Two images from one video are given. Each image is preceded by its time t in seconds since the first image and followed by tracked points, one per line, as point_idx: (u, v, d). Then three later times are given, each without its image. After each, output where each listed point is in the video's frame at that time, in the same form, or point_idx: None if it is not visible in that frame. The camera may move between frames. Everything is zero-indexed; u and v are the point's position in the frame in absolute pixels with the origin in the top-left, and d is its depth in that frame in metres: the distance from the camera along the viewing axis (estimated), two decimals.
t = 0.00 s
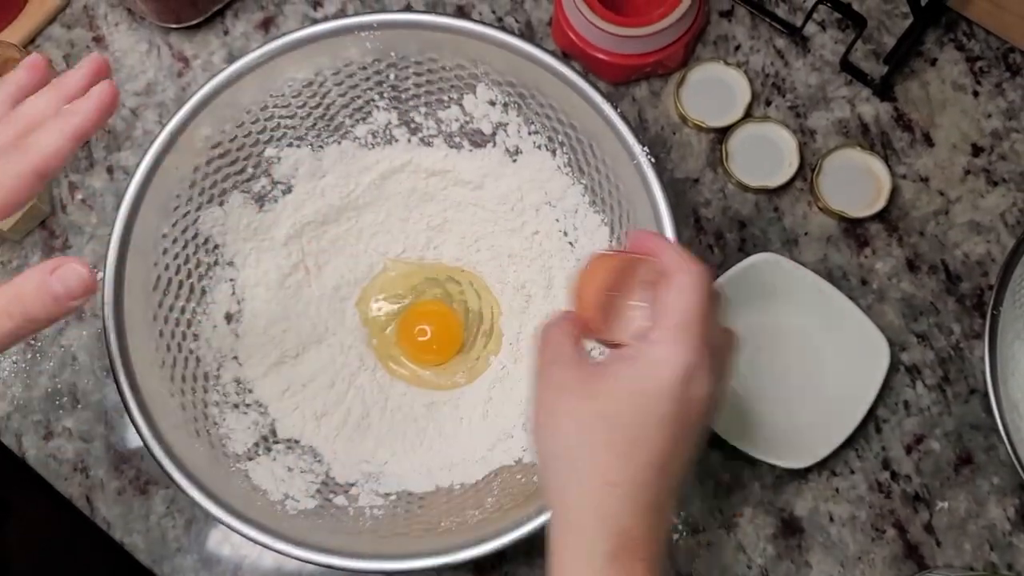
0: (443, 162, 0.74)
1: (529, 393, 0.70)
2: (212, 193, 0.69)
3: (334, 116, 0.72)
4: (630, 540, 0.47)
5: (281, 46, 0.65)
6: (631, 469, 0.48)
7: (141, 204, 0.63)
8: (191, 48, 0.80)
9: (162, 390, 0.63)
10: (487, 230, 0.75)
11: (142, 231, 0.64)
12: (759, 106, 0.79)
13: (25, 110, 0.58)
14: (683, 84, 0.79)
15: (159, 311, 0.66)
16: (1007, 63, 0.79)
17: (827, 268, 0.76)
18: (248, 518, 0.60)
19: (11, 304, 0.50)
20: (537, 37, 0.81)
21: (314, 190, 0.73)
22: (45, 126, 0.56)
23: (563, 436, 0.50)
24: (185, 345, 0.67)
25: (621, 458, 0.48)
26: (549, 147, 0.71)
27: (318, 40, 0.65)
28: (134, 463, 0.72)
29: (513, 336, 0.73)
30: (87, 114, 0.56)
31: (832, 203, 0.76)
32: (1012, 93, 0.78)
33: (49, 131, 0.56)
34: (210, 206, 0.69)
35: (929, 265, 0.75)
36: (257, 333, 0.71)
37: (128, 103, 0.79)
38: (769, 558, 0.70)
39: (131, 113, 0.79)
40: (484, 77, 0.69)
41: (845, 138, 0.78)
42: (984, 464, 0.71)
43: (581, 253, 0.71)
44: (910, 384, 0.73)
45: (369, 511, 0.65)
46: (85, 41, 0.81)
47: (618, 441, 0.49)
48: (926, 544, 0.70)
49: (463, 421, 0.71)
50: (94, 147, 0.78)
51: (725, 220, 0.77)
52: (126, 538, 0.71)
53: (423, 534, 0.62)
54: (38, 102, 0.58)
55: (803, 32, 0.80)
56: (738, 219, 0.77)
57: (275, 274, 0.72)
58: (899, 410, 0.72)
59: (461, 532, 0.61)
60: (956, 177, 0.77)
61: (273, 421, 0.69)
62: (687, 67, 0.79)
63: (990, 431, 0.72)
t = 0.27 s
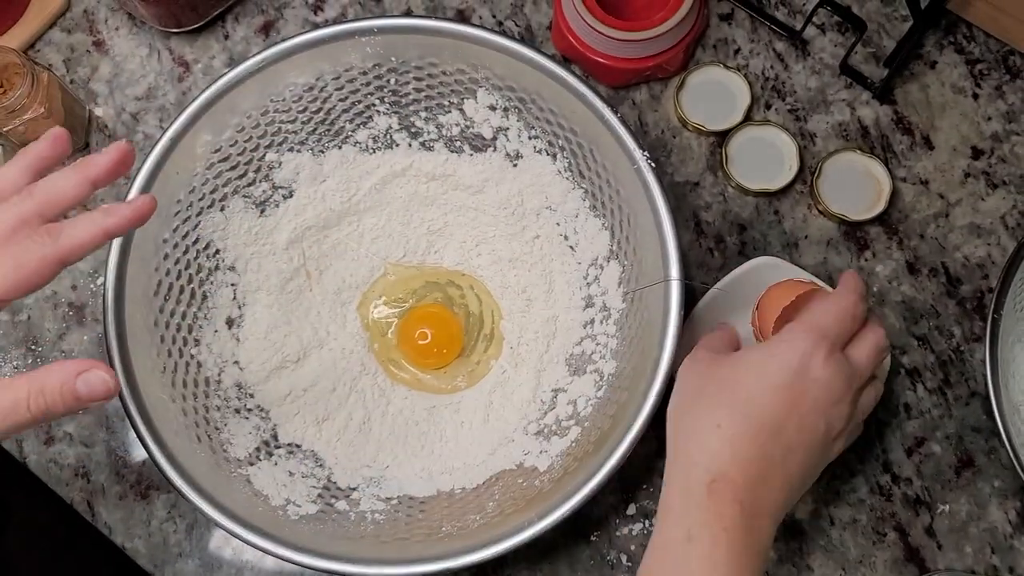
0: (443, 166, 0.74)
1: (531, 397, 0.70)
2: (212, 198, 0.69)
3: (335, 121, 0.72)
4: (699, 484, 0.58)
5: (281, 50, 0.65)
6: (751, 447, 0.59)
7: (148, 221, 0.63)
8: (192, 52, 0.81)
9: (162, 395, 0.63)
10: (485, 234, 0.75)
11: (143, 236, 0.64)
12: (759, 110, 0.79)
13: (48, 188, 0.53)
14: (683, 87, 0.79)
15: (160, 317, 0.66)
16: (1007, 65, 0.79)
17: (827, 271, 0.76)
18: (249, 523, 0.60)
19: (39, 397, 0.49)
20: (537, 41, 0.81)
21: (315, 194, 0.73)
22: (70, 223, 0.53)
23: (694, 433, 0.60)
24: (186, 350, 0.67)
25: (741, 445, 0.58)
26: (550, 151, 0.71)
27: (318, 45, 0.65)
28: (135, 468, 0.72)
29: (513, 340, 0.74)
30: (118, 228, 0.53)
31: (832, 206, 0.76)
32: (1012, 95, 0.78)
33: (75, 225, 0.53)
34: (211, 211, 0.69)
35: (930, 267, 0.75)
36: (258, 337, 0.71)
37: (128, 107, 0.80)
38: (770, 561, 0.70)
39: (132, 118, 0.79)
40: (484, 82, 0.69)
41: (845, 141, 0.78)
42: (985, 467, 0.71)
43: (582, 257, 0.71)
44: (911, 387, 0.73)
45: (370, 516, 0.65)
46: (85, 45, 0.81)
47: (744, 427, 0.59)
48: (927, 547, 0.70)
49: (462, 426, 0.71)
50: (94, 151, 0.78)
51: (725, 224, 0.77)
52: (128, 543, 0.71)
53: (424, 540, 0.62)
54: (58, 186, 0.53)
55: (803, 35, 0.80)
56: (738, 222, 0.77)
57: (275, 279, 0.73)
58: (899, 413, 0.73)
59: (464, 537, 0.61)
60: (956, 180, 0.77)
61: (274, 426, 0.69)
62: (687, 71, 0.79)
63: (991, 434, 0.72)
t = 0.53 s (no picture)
0: (444, 167, 0.74)
1: (532, 400, 0.70)
2: (212, 200, 0.69)
3: (335, 122, 0.72)
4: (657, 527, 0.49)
5: (281, 51, 0.64)
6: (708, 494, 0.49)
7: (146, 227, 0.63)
8: (191, 53, 0.80)
9: (162, 398, 0.63)
10: (485, 235, 0.75)
11: (143, 238, 0.64)
12: (760, 110, 0.79)
13: (32, 237, 0.53)
14: (684, 88, 0.78)
15: (160, 319, 0.66)
16: (1009, 65, 0.79)
17: (829, 272, 0.76)
18: (250, 526, 0.60)
19: None
20: (538, 41, 0.81)
21: (315, 196, 0.73)
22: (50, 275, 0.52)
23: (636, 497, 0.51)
24: (186, 352, 0.67)
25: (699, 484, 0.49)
26: (550, 152, 0.71)
27: (318, 46, 0.65)
28: (136, 471, 0.71)
29: (514, 342, 0.74)
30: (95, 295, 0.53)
31: (834, 207, 0.76)
32: (1015, 95, 0.78)
33: (55, 278, 0.52)
34: (211, 212, 0.69)
35: (932, 268, 0.75)
36: (258, 339, 0.71)
37: (128, 109, 0.79)
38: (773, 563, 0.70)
39: (131, 119, 0.79)
40: (485, 82, 0.69)
41: (846, 142, 0.78)
42: (987, 468, 0.71)
43: (583, 259, 0.71)
44: (913, 388, 0.73)
45: (371, 518, 0.65)
46: (85, 46, 0.80)
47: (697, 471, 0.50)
48: (930, 549, 0.70)
49: (463, 428, 0.71)
50: (94, 153, 0.78)
51: (727, 224, 0.77)
52: (128, 547, 0.70)
53: (425, 543, 0.62)
54: (45, 238, 0.53)
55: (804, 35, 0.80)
56: (740, 223, 0.77)
57: (276, 282, 0.72)
58: (902, 414, 0.72)
59: (465, 541, 0.60)
60: (958, 180, 0.77)
61: (274, 429, 0.69)
62: (688, 71, 0.79)
63: (994, 435, 0.72)
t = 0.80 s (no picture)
0: (444, 169, 0.74)
1: (533, 401, 0.70)
2: (212, 202, 0.69)
3: (334, 124, 0.72)
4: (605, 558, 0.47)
5: (281, 53, 0.64)
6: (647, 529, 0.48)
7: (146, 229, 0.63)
8: (191, 55, 0.80)
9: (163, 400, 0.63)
10: (485, 236, 0.75)
11: (143, 240, 0.64)
12: (760, 111, 0.79)
13: (140, 372, 0.50)
14: (684, 89, 0.78)
15: (160, 322, 0.66)
16: (1008, 66, 0.79)
17: (829, 272, 0.76)
18: (251, 527, 0.60)
19: None
20: (538, 43, 0.81)
21: (315, 197, 0.73)
22: (146, 418, 0.48)
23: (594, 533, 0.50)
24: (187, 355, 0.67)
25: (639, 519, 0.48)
26: (550, 153, 0.71)
27: (318, 48, 0.65)
28: (136, 472, 0.72)
29: (514, 343, 0.74)
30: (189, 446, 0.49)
31: (834, 208, 0.76)
32: (1014, 96, 0.78)
33: (153, 420, 0.48)
34: (211, 214, 0.69)
35: (932, 269, 0.75)
36: (259, 342, 0.71)
37: (127, 110, 0.79)
38: (773, 563, 0.70)
39: (131, 120, 0.79)
40: (485, 84, 0.69)
41: (846, 143, 0.78)
42: (987, 468, 0.71)
43: (583, 260, 0.71)
44: (913, 389, 0.73)
45: (373, 520, 0.65)
46: (84, 48, 0.80)
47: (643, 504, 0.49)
48: (930, 549, 0.70)
49: (464, 430, 0.71)
50: (94, 154, 0.78)
51: (727, 225, 0.77)
52: (128, 549, 0.70)
53: (426, 544, 0.62)
54: (146, 373, 0.50)
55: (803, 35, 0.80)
56: (739, 224, 0.77)
57: (276, 283, 0.72)
58: (902, 415, 0.72)
59: (466, 543, 0.60)
60: (958, 181, 0.77)
61: (275, 430, 0.69)
62: (687, 72, 0.79)
63: (993, 435, 0.72)
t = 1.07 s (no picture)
0: (444, 169, 0.74)
1: (534, 402, 0.70)
2: (213, 203, 0.69)
3: (335, 125, 0.72)
4: None
5: (282, 55, 0.64)
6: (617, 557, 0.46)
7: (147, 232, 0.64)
8: (191, 56, 0.80)
9: (164, 402, 0.63)
10: (486, 237, 0.75)
11: (143, 241, 0.64)
12: (760, 111, 0.79)
13: (320, 511, 0.42)
14: (684, 89, 0.78)
15: (161, 323, 0.66)
16: (1009, 65, 0.79)
17: (830, 273, 0.76)
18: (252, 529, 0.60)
19: None
20: (538, 43, 0.81)
21: (316, 198, 0.73)
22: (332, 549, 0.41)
23: None
24: (188, 356, 0.67)
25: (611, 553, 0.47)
26: (550, 154, 0.71)
27: (319, 49, 0.65)
28: (137, 474, 0.72)
29: (516, 344, 0.74)
30: None
31: (835, 208, 0.76)
32: (1014, 96, 0.78)
33: (333, 557, 0.40)
34: (212, 215, 0.69)
35: (933, 269, 0.75)
36: (260, 343, 0.70)
37: (128, 111, 0.79)
38: (774, 564, 0.70)
39: (131, 121, 0.79)
40: (485, 85, 0.69)
41: (847, 143, 0.78)
42: (988, 468, 0.71)
43: (584, 261, 0.71)
44: (914, 389, 0.73)
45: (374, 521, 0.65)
46: (85, 49, 0.80)
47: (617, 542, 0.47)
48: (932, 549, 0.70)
49: (466, 431, 0.71)
50: (94, 156, 0.78)
51: (728, 226, 0.77)
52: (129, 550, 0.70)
53: (428, 545, 0.62)
54: (329, 511, 0.42)
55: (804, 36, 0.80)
56: (740, 224, 0.77)
57: (277, 284, 0.72)
58: (903, 415, 0.72)
59: (468, 544, 0.60)
60: (958, 181, 0.77)
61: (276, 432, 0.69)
62: (688, 72, 0.79)
63: (994, 435, 0.72)
